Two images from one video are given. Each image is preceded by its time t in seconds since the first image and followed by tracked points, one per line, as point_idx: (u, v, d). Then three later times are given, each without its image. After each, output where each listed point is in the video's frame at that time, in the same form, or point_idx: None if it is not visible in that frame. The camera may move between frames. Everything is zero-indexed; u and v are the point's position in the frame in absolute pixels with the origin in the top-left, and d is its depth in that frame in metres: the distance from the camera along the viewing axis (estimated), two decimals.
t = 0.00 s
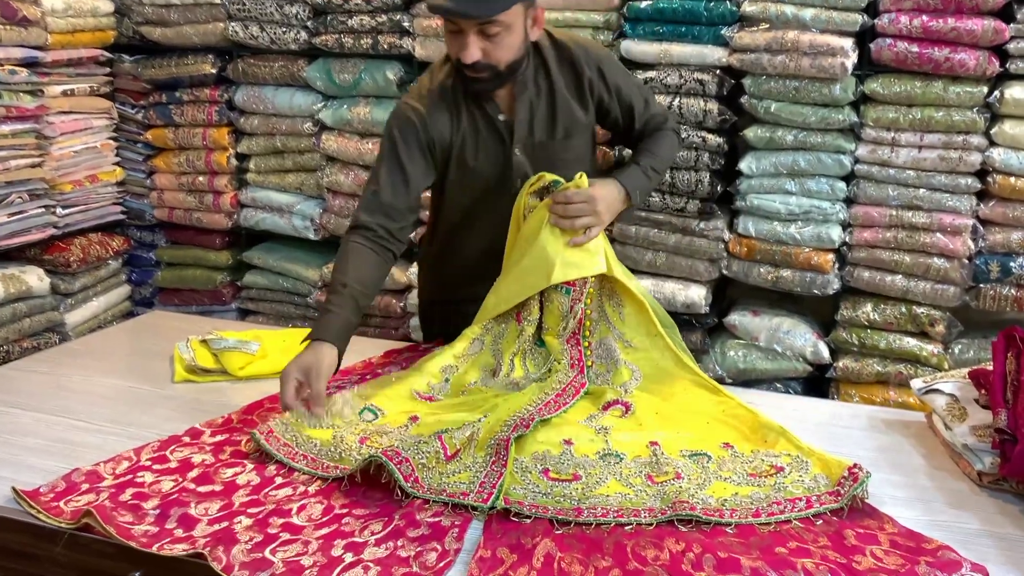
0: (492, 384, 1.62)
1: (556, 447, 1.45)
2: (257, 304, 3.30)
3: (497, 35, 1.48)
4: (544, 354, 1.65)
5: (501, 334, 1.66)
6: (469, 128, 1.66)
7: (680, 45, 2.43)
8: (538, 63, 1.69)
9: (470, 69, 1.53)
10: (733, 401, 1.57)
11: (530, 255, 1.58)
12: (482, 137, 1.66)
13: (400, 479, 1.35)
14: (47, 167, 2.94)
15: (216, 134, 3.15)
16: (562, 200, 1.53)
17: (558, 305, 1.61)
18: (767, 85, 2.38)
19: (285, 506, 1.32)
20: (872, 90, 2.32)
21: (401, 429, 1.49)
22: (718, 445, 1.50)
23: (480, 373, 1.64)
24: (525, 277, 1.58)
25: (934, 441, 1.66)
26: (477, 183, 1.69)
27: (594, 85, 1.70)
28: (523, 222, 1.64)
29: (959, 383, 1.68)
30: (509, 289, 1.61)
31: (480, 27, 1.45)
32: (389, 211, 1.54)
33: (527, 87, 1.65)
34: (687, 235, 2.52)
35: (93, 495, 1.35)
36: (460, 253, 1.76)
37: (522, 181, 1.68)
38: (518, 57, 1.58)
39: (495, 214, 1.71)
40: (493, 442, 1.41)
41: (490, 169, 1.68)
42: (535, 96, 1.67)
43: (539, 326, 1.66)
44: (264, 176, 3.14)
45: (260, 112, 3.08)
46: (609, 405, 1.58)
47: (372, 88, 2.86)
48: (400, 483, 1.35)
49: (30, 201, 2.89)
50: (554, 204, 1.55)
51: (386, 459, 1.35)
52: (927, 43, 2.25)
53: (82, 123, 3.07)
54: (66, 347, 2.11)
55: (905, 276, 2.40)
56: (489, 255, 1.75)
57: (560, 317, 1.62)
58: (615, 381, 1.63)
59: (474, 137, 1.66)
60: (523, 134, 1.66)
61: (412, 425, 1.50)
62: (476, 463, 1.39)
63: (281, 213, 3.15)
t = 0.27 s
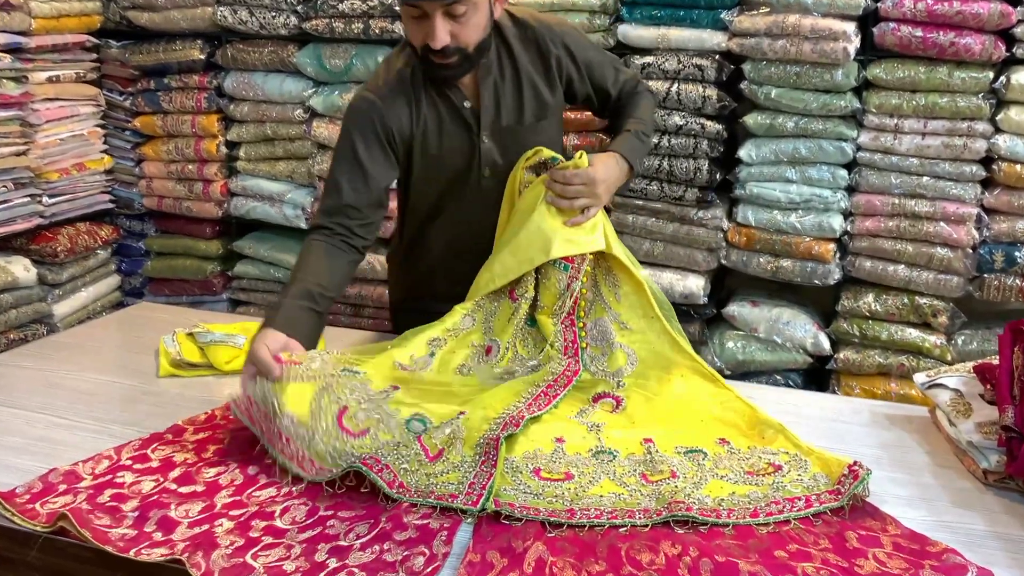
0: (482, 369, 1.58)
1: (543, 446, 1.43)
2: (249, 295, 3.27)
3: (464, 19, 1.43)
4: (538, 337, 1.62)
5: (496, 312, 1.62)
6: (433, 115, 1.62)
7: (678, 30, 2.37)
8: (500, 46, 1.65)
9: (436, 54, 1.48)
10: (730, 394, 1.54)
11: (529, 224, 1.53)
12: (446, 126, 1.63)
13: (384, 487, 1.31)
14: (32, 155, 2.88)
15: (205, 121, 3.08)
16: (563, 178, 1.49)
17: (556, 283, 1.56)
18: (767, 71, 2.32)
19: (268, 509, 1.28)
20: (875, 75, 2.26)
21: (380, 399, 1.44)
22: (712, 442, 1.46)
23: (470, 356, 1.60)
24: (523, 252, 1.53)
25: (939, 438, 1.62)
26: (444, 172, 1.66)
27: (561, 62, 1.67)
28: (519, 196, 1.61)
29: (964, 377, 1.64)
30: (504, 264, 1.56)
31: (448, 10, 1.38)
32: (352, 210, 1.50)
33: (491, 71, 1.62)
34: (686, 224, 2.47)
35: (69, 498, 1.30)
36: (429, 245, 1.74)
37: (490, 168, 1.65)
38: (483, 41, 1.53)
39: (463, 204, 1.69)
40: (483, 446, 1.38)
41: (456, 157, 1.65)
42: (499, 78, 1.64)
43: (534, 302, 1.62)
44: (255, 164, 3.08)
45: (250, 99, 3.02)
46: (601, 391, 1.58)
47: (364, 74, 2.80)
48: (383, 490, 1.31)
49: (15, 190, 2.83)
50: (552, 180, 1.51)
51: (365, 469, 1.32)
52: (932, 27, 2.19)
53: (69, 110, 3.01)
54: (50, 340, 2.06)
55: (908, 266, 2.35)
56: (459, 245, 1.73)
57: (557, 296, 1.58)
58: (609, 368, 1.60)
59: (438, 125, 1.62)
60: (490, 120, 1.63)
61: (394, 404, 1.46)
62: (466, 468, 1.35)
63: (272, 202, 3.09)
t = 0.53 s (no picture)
0: (463, 373, 1.57)
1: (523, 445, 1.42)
2: (242, 289, 3.22)
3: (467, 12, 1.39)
4: (522, 344, 1.63)
5: (480, 317, 1.60)
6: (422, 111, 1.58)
7: (677, 19, 2.32)
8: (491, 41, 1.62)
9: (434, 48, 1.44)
10: (711, 397, 1.57)
11: (513, 234, 1.54)
12: (435, 123, 1.59)
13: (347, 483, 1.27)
14: (21, 149, 2.83)
15: (197, 114, 3.03)
16: (546, 190, 1.51)
17: (541, 293, 1.59)
18: (768, 61, 2.27)
19: (253, 513, 1.25)
20: (878, 66, 2.22)
21: (380, 421, 1.41)
22: (694, 442, 1.48)
23: (447, 364, 1.56)
24: (507, 262, 1.54)
25: (942, 438, 1.58)
26: (433, 170, 1.63)
27: (550, 55, 1.66)
28: (502, 209, 1.62)
29: (968, 375, 1.60)
30: (487, 277, 1.55)
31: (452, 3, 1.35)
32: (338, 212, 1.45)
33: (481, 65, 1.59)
34: (685, 217, 2.43)
35: (49, 503, 1.26)
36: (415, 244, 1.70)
37: (480, 164, 1.64)
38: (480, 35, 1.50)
39: (452, 202, 1.66)
40: (459, 446, 1.38)
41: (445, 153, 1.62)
42: (487, 73, 1.61)
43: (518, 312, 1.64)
44: (247, 157, 3.03)
45: (243, 91, 2.97)
46: (583, 394, 1.60)
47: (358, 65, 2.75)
48: (349, 490, 1.28)
49: (4, 184, 2.78)
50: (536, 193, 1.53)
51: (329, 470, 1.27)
52: (937, 16, 2.14)
53: (59, 103, 2.96)
54: (36, 338, 2.03)
55: (911, 260, 2.31)
56: (447, 243, 1.70)
57: (543, 306, 1.60)
58: (593, 373, 1.63)
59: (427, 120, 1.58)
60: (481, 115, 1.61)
61: (393, 417, 1.43)
62: (441, 467, 1.34)
63: (265, 195, 3.05)
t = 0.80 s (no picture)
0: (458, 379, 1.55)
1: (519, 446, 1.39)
2: (239, 288, 3.17)
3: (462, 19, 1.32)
4: (520, 353, 1.61)
5: (475, 325, 1.60)
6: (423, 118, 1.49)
7: (677, 14, 2.28)
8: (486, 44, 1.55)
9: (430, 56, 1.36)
10: (711, 402, 1.54)
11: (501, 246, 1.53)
12: (433, 131, 1.51)
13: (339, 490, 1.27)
14: (15, 146, 2.80)
15: (193, 110, 3.00)
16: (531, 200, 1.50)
17: (536, 303, 1.56)
18: (770, 57, 2.24)
19: (240, 518, 1.23)
20: (881, 62, 2.18)
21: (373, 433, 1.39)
22: (694, 446, 1.46)
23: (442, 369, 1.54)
24: (498, 275, 1.53)
25: (945, 442, 1.55)
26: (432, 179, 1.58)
27: (541, 55, 1.61)
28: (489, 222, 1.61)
29: (972, 378, 1.56)
30: (480, 291, 1.55)
31: (446, 10, 1.27)
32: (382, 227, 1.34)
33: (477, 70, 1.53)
34: (685, 216, 2.40)
35: (33, 509, 1.24)
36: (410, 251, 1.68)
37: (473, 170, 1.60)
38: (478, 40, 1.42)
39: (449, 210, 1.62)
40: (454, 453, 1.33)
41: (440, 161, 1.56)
42: (484, 78, 1.55)
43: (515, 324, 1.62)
44: (244, 154, 3.00)
45: (239, 87, 2.94)
46: (582, 399, 1.57)
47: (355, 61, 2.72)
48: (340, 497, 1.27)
49: None
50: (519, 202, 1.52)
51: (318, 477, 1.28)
52: (942, 11, 2.10)
53: (53, 99, 2.93)
54: (26, 338, 2.00)
55: (914, 259, 2.27)
56: (442, 251, 1.68)
57: (539, 317, 1.58)
58: (593, 377, 1.60)
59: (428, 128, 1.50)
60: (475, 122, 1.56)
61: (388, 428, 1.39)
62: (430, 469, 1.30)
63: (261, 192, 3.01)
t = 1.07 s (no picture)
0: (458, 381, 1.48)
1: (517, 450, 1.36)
2: (240, 287, 3.15)
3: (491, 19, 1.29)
4: (523, 355, 1.55)
5: (478, 326, 1.53)
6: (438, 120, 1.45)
7: (682, 11, 2.25)
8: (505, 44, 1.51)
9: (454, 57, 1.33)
10: (712, 404, 1.51)
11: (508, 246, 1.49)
12: (446, 134, 1.47)
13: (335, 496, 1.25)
14: (15, 143, 2.79)
15: (193, 108, 2.97)
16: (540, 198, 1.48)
17: (542, 304, 1.51)
18: (776, 54, 2.20)
19: (233, 522, 1.21)
20: (889, 58, 2.14)
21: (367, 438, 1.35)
22: (697, 449, 1.43)
23: (440, 370, 1.48)
24: (505, 276, 1.48)
25: (954, 446, 1.52)
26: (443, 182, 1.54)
27: (556, 56, 1.58)
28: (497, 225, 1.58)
29: (981, 380, 1.53)
30: (486, 290, 1.50)
31: (478, 8, 1.25)
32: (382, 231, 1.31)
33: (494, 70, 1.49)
34: (690, 214, 2.37)
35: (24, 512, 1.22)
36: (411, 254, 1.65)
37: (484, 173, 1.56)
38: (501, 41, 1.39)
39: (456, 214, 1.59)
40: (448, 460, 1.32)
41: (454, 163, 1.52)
42: (499, 80, 1.52)
43: (518, 325, 1.56)
44: (244, 152, 2.98)
45: (240, 84, 2.92)
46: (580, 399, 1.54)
47: (356, 58, 2.70)
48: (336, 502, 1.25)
49: None
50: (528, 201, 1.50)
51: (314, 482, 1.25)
52: (950, 7, 2.06)
53: (53, 97, 2.91)
54: (23, 337, 1.98)
55: (922, 258, 2.24)
56: (447, 254, 1.65)
57: (545, 319, 1.52)
58: (593, 378, 1.57)
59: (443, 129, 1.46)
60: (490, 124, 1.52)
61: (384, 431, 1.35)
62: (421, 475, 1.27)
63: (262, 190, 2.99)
